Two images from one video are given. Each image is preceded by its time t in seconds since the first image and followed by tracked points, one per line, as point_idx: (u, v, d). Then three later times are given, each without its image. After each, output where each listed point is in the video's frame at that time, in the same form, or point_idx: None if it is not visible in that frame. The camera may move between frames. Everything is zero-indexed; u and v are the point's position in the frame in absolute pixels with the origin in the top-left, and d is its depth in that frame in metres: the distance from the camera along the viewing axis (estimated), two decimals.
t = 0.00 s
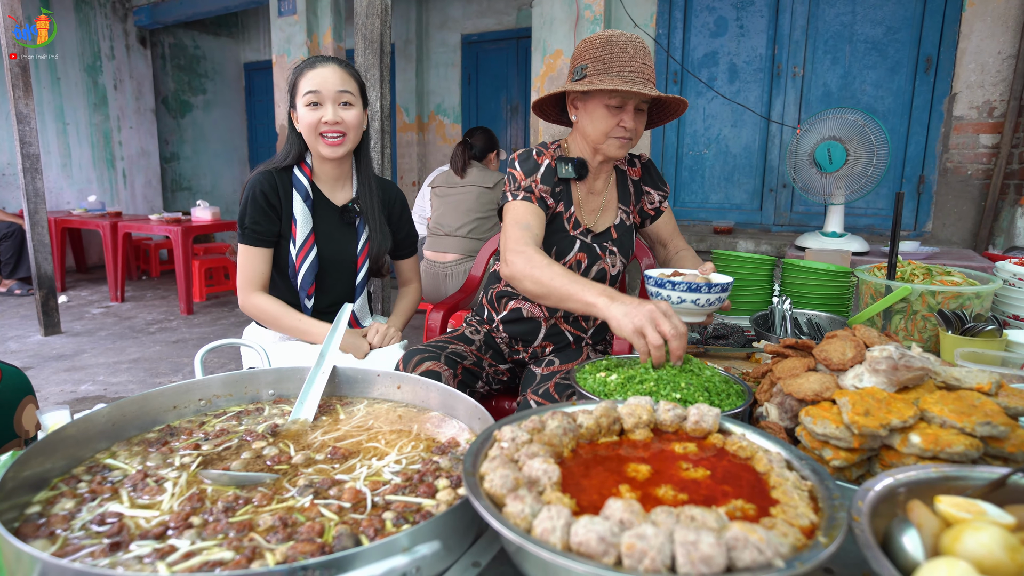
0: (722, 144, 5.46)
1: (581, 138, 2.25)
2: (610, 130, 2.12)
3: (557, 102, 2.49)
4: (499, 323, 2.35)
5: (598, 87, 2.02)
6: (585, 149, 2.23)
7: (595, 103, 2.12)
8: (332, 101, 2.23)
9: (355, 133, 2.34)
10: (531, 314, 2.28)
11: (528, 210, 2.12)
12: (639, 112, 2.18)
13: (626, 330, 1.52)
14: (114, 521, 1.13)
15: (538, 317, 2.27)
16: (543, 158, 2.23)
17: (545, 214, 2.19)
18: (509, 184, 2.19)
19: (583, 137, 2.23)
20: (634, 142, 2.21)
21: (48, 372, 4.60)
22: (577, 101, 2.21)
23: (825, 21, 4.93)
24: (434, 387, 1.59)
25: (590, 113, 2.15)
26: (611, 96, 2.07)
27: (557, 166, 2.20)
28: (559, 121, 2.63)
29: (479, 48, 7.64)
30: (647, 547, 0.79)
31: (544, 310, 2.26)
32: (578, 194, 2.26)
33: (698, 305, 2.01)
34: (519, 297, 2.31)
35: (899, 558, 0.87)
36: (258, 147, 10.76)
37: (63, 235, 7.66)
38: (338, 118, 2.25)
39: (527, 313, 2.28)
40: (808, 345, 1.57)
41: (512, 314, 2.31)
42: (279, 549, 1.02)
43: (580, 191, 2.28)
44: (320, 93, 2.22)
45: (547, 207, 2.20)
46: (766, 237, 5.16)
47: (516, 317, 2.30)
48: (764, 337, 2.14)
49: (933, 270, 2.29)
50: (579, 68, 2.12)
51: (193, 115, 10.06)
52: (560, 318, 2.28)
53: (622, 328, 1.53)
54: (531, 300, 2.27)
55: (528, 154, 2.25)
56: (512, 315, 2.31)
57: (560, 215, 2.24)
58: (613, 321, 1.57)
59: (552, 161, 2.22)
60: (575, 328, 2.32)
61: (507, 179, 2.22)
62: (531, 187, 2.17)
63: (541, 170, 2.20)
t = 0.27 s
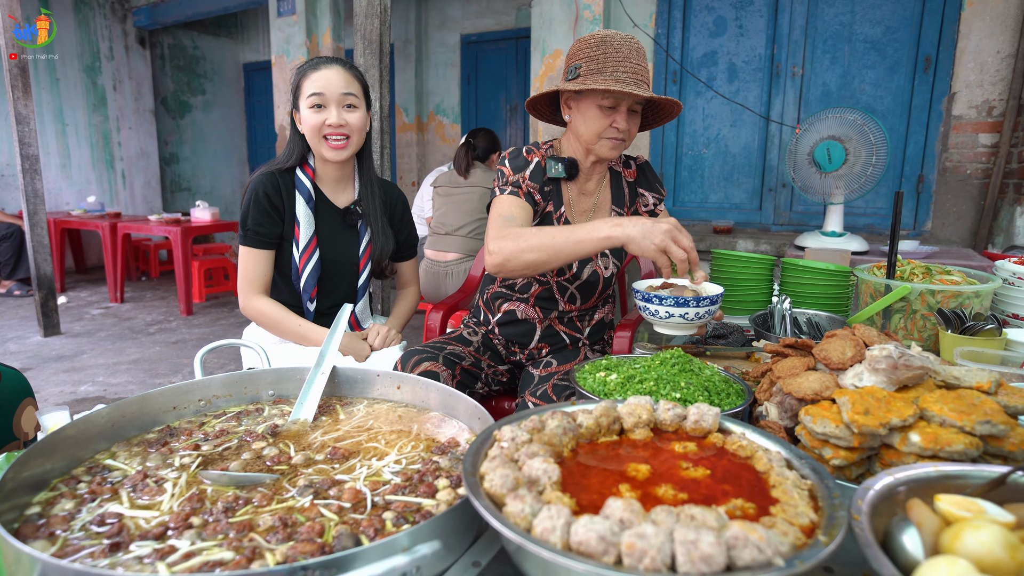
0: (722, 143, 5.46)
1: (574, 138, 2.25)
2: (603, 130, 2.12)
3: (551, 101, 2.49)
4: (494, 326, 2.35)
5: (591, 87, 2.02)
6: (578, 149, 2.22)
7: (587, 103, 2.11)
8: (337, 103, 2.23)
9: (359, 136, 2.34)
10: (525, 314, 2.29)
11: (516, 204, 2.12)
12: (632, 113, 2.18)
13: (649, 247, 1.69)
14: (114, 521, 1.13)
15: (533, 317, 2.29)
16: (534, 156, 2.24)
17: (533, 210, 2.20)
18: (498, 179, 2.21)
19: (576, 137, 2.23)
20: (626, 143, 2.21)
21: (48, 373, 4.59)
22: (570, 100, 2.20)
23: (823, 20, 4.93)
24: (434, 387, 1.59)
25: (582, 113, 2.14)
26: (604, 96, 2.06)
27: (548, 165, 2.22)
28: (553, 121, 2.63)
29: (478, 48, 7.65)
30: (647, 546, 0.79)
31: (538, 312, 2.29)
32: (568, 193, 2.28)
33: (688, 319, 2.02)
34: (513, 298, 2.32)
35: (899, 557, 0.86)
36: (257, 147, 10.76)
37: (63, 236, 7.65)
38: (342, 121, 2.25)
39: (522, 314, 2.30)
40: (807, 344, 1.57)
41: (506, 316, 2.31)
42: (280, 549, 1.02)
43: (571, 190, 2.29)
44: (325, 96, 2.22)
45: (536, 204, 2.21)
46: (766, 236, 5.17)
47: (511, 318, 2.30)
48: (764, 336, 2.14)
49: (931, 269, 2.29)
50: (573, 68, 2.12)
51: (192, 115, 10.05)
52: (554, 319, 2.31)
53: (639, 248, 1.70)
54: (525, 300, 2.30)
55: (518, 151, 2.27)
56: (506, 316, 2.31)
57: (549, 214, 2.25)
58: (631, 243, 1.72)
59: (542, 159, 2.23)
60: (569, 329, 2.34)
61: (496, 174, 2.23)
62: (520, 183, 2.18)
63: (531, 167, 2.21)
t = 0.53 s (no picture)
0: (721, 143, 5.46)
1: (567, 138, 2.25)
2: (595, 131, 2.12)
3: (545, 102, 2.50)
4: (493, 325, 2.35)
5: (583, 89, 2.02)
6: (572, 150, 2.22)
7: (579, 104, 2.12)
8: (344, 104, 2.24)
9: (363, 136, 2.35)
10: (523, 312, 2.30)
11: (517, 204, 2.14)
12: (625, 114, 2.18)
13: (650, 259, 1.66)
14: (115, 521, 1.13)
15: (530, 315, 2.29)
16: (529, 157, 2.25)
17: (533, 210, 2.21)
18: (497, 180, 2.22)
19: (569, 138, 2.23)
20: (619, 143, 2.21)
21: (48, 374, 4.60)
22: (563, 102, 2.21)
23: (823, 19, 4.93)
24: (434, 387, 1.59)
25: (575, 114, 2.15)
26: (596, 97, 2.07)
27: (543, 165, 2.20)
28: (547, 121, 2.63)
29: (477, 48, 7.65)
30: (648, 545, 0.79)
31: (536, 310, 2.29)
32: (564, 192, 2.29)
33: (684, 315, 2.05)
34: (511, 297, 2.32)
35: (899, 555, 0.86)
36: (257, 148, 10.76)
37: (63, 236, 7.65)
38: (349, 122, 2.26)
39: (519, 312, 2.30)
40: (807, 343, 1.57)
41: (504, 315, 2.32)
42: (280, 549, 1.02)
43: (566, 190, 2.30)
44: (333, 97, 2.22)
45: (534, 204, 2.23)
46: (766, 235, 5.17)
47: (509, 317, 2.31)
48: (763, 335, 2.13)
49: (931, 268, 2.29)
50: (565, 70, 2.13)
51: (192, 116, 10.05)
52: (551, 317, 2.30)
53: (643, 260, 1.68)
54: (522, 299, 2.30)
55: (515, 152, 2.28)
56: (504, 315, 2.32)
57: (546, 213, 2.26)
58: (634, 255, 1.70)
59: (538, 159, 2.23)
60: (567, 327, 2.32)
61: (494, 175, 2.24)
62: (519, 184, 2.19)
63: (529, 168, 2.22)
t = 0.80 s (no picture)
0: (720, 142, 5.46)
1: (563, 140, 2.27)
2: (587, 132, 2.14)
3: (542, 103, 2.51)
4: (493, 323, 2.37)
5: (572, 92, 2.04)
6: (566, 152, 2.24)
7: (572, 107, 2.14)
8: (339, 105, 2.24)
9: (357, 137, 2.35)
10: (524, 308, 2.29)
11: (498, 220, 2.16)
12: (620, 116, 2.18)
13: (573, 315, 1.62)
14: (115, 521, 1.13)
15: (530, 311, 2.28)
16: (518, 162, 2.23)
17: (517, 221, 2.20)
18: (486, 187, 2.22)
19: (564, 140, 2.25)
20: (613, 144, 2.21)
21: (47, 375, 4.59)
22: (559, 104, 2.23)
23: (822, 19, 4.93)
24: (434, 387, 1.59)
25: (569, 117, 2.17)
26: (587, 100, 2.08)
27: (534, 167, 2.22)
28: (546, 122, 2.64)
29: (476, 48, 7.65)
30: (647, 543, 0.79)
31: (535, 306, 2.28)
32: (560, 192, 2.28)
33: (690, 307, 2.11)
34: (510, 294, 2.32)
35: (898, 552, 0.87)
36: (256, 148, 10.75)
37: (62, 238, 7.65)
38: (343, 123, 2.26)
39: (519, 308, 2.29)
40: (806, 341, 1.57)
41: (504, 312, 2.33)
42: (280, 549, 1.02)
43: (563, 190, 2.29)
44: (327, 97, 2.22)
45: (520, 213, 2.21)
46: (765, 235, 5.17)
47: (510, 314, 2.32)
48: (763, 334, 2.13)
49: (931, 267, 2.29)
50: (559, 74, 2.15)
51: (191, 116, 10.04)
52: (551, 313, 2.29)
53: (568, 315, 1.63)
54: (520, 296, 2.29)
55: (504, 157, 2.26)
56: (504, 313, 2.33)
57: (541, 213, 2.25)
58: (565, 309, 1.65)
59: (528, 163, 2.23)
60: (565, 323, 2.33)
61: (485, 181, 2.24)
62: (503, 196, 2.18)
63: (515, 173, 2.20)
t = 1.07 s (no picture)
0: (719, 142, 5.47)
1: (563, 141, 2.27)
2: (589, 134, 2.14)
3: (541, 105, 2.51)
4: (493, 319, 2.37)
5: (576, 95, 2.04)
6: (567, 154, 2.24)
7: (574, 109, 2.14)
8: (329, 113, 2.24)
9: (347, 144, 2.35)
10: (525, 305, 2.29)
11: (509, 228, 2.18)
12: (619, 117, 2.20)
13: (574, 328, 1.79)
14: (114, 521, 1.13)
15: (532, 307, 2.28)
16: (523, 166, 2.26)
17: (529, 227, 2.22)
18: (494, 195, 2.24)
19: (564, 141, 2.26)
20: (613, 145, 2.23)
21: (46, 376, 4.59)
22: (558, 106, 2.22)
23: (820, 18, 4.94)
24: (434, 386, 1.59)
25: (569, 118, 2.18)
26: (589, 102, 2.10)
27: (537, 169, 2.23)
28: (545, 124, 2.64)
29: (475, 48, 7.65)
30: (646, 541, 0.79)
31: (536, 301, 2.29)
32: (560, 192, 2.28)
33: (694, 310, 2.10)
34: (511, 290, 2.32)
35: (896, 549, 0.87)
36: (255, 148, 10.75)
37: (60, 238, 7.65)
38: (333, 132, 2.26)
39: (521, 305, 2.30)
40: (804, 340, 1.57)
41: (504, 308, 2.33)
42: (279, 548, 1.02)
43: (563, 190, 2.29)
44: (317, 104, 2.21)
45: (530, 217, 2.22)
46: (764, 234, 5.17)
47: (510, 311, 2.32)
48: (761, 333, 2.13)
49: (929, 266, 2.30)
50: (559, 77, 2.13)
51: (189, 117, 10.04)
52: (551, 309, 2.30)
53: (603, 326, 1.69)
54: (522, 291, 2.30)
55: (508, 160, 2.29)
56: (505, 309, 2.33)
57: (545, 214, 2.24)
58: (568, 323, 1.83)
59: (531, 166, 2.25)
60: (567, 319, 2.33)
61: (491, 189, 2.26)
62: (513, 204, 2.21)
63: (522, 178, 2.23)
